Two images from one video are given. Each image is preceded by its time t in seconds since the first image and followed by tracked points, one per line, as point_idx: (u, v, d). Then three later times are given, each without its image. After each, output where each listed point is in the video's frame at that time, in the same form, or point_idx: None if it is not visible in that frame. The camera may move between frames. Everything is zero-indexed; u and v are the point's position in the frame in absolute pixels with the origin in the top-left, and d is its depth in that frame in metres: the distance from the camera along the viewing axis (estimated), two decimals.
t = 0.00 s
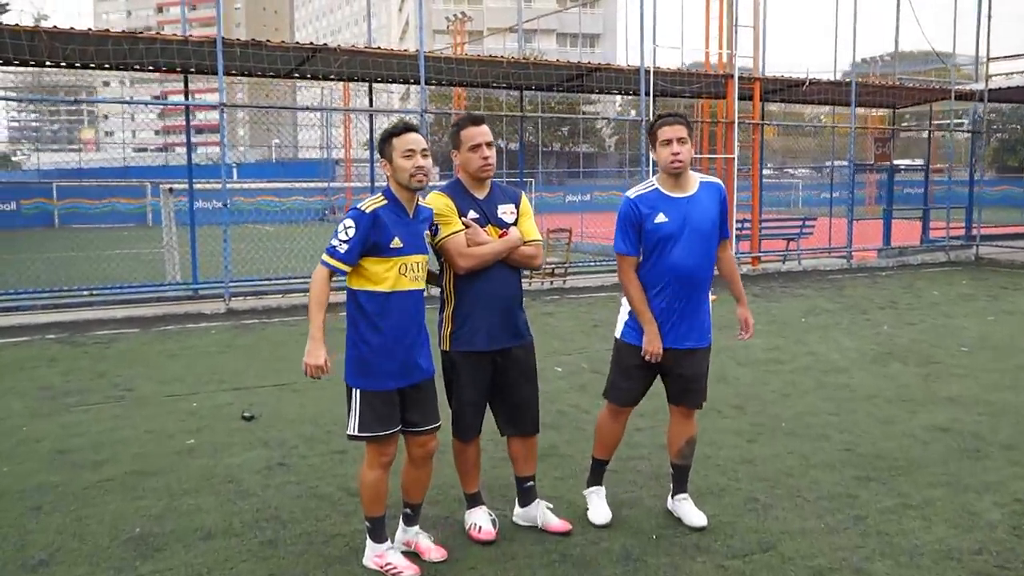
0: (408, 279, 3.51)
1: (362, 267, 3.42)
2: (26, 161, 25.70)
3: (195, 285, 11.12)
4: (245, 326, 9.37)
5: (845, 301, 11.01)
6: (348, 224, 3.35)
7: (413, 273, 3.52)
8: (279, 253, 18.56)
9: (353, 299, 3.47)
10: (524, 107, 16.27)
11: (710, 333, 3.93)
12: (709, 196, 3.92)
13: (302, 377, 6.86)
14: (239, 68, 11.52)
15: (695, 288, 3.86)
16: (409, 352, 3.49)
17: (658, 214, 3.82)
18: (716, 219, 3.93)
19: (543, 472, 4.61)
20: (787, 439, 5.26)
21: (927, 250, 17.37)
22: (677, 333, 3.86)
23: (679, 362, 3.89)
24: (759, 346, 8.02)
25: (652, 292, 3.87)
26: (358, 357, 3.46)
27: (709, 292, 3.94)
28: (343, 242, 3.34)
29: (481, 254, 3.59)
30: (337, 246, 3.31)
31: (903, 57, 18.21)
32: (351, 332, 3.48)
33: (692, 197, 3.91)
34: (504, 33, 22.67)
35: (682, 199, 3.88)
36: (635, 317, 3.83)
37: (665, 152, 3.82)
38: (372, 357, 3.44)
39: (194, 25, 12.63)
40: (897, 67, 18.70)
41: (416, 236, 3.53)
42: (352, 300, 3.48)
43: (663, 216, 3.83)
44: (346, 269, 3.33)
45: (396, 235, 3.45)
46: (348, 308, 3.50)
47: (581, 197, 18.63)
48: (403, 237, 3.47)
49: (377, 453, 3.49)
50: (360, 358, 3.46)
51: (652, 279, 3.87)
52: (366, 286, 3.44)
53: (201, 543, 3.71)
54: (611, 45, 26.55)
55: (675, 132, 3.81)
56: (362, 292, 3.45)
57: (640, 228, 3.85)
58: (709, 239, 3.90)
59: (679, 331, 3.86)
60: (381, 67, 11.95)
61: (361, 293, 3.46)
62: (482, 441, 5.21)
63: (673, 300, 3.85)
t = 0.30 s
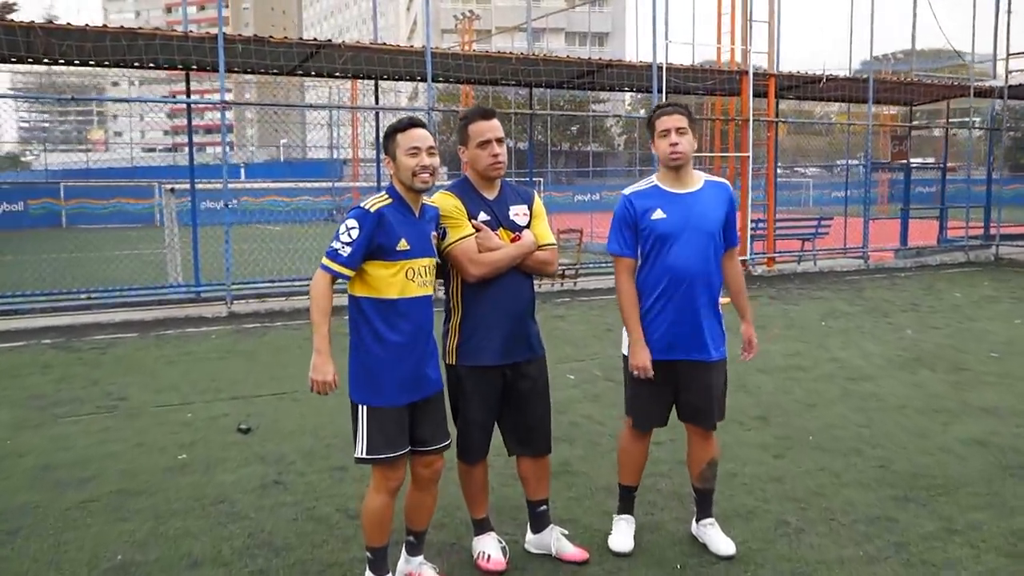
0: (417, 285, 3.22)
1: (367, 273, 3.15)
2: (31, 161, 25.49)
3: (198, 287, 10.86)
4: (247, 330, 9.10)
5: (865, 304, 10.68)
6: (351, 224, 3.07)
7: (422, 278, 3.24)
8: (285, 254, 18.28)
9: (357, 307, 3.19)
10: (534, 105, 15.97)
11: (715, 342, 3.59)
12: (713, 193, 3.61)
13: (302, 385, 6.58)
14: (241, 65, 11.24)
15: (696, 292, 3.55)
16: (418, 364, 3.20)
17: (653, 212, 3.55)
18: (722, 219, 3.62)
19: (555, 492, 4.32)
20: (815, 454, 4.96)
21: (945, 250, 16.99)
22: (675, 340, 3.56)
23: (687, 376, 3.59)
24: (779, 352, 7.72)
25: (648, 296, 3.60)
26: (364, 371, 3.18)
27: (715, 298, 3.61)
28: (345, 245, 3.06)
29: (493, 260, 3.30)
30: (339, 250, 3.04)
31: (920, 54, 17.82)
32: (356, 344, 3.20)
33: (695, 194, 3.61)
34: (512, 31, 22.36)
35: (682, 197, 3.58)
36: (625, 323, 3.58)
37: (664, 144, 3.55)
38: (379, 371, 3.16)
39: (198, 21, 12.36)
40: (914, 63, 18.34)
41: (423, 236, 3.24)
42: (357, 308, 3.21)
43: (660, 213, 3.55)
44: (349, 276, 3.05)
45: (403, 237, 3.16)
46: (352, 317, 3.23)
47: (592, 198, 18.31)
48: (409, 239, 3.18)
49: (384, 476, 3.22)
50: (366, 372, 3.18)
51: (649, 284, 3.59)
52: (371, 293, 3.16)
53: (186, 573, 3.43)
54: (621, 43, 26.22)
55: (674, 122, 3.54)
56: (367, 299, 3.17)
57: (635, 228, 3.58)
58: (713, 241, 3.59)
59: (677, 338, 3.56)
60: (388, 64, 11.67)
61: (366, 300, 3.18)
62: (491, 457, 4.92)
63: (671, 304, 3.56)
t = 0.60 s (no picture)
0: (421, 298, 2.92)
1: (369, 286, 2.83)
2: (35, 162, 25.27)
3: (199, 290, 10.56)
4: (246, 336, 8.81)
5: (885, 308, 10.35)
6: (352, 233, 2.75)
7: (426, 289, 2.94)
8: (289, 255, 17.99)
9: (356, 323, 2.86)
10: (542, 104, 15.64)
11: (698, 361, 3.28)
12: (712, 198, 3.31)
13: (300, 397, 6.28)
14: (242, 62, 10.95)
15: (682, 303, 3.28)
16: (423, 383, 2.91)
17: (641, 217, 3.34)
18: (721, 226, 3.30)
19: (566, 518, 4.01)
20: (846, 473, 4.64)
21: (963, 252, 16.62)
22: (653, 354, 3.32)
23: (697, 397, 3.30)
24: (799, 360, 7.40)
25: (633, 307, 3.40)
26: (364, 393, 2.87)
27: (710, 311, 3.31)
28: (345, 256, 2.73)
29: (500, 272, 3.02)
30: (340, 262, 2.71)
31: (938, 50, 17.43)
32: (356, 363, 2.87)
33: (693, 199, 3.33)
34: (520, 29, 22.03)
35: (677, 202, 3.32)
36: (601, 332, 3.50)
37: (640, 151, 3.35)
38: (384, 393, 2.86)
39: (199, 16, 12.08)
40: (931, 60, 17.96)
41: (426, 245, 2.94)
42: (353, 323, 2.89)
43: (650, 219, 3.33)
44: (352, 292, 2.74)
45: (408, 245, 2.86)
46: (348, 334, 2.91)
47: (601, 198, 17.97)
48: (415, 248, 2.88)
49: (384, 508, 2.93)
50: (366, 394, 2.87)
51: (638, 294, 3.38)
52: (375, 307, 2.84)
53: None
54: (630, 41, 25.89)
55: (648, 126, 3.32)
56: (368, 315, 2.85)
57: (626, 235, 3.40)
58: (709, 250, 3.29)
59: (655, 353, 3.31)
60: (393, 61, 11.36)
61: (365, 316, 2.86)
62: (499, 478, 4.61)
63: (654, 317, 3.32)
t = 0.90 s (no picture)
0: (431, 313, 2.66)
1: (383, 307, 2.54)
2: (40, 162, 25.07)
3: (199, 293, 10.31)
4: (246, 341, 8.54)
5: (904, 311, 10.03)
6: (363, 259, 2.43)
7: (434, 303, 2.67)
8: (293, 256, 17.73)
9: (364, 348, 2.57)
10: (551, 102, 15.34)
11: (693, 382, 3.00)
12: (716, 203, 3.01)
13: (298, 407, 6.00)
14: (243, 59, 10.69)
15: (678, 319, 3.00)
16: (436, 401, 2.68)
17: (638, 224, 3.08)
18: (725, 231, 3.00)
19: (578, 546, 3.71)
20: (878, 495, 4.35)
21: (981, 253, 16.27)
22: (646, 374, 3.07)
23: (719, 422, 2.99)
24: (820, 368, 7.09)
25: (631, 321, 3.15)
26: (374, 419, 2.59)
27: (716, 327, 3.02)
28: (355, 285, 2.42)
29: (502, 284, 2.74)
30: (352, 293, 2.41)
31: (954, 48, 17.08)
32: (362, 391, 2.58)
33: (695, 202, 3.03)
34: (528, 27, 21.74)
35: (677, 207, 3.03)
36: (600, 348, 3.26)
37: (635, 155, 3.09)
38: (398, 419, 2.60)
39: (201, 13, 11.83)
40: (948, 58, 17.61)
41: (434, 254, 2.66)
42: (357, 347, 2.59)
43: (648, 227, 3.06)
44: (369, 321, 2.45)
45: (420, 261, 2.58)
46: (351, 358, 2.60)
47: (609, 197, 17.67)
48: (426, 262, 2.60)
49: (382, 542, 2.65)
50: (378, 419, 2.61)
51: (638, 309, 3.12)
52: (386, 330, 2.56)
53: None
54: (638, 39, 25.58)
55: (642, 129, 3.05)
56: (379, 338, 2.56)
57: (626, 244, 3.14)
58: (711, 260, 3.01)
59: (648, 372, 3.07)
60: (398, 58, 11.07)
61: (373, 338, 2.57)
62: (506, 498, 4.32)
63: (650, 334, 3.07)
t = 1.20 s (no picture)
0: (439, 336, 2.38)
1: (389, 330, 2.25)
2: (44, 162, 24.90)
3: (199, 297, 10.04)
4: (245, 348, 8.28)
5: (925, 318, 9.71)
6: (369, 279, 2.14)
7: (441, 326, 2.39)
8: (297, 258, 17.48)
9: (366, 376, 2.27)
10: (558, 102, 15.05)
11: (721, 412, 2.71)
12: (745, 215, 2.73)
13: (295, 421, 5.74)
14: (244, 57, 10.41)
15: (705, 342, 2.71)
16: (441, 430, 2.40)
17: (659, 240, 2.79)
18: (757, 246, 2.71)
19: None
20: (914, 524, 4.04)
21: (998, 256, 15.92)
22: (667, 402, 2.79)
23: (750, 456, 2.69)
24: (841, 380, 6.79)
25: (651, 346, 2.87)
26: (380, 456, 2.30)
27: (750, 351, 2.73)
28: (361, 309, 2.13)
29: (511, 304, 2.46)
30: (357, 318, 2.12)
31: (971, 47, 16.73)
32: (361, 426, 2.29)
33: (723, 214, 2.74)
34: (536, 26, 21.42)
35: (702, 220, 2.74)
36: (620, 378, 3.00)
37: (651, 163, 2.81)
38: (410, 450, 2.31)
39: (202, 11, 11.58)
40: (965, 57, 17.26)
41: (442, 271, 2.38)
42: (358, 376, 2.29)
43: (669, 241, 2.77)
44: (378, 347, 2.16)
45: (429, 279, 2.30)
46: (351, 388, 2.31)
47: (618, 199, 17.38)
48: (435, 281, 2.32)
49: None
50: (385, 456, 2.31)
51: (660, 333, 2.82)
52: (391, 357, 2.27)
53: None
54: (647, 39, 25.28)
55: (658, 134, 2.76)
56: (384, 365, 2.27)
57: (646, 261, 2.85)
58: (742, 277, 2.70)
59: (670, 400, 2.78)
60: (403, 57, 10.80)
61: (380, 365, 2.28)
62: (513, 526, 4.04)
63: (671, 360, 2.78)
